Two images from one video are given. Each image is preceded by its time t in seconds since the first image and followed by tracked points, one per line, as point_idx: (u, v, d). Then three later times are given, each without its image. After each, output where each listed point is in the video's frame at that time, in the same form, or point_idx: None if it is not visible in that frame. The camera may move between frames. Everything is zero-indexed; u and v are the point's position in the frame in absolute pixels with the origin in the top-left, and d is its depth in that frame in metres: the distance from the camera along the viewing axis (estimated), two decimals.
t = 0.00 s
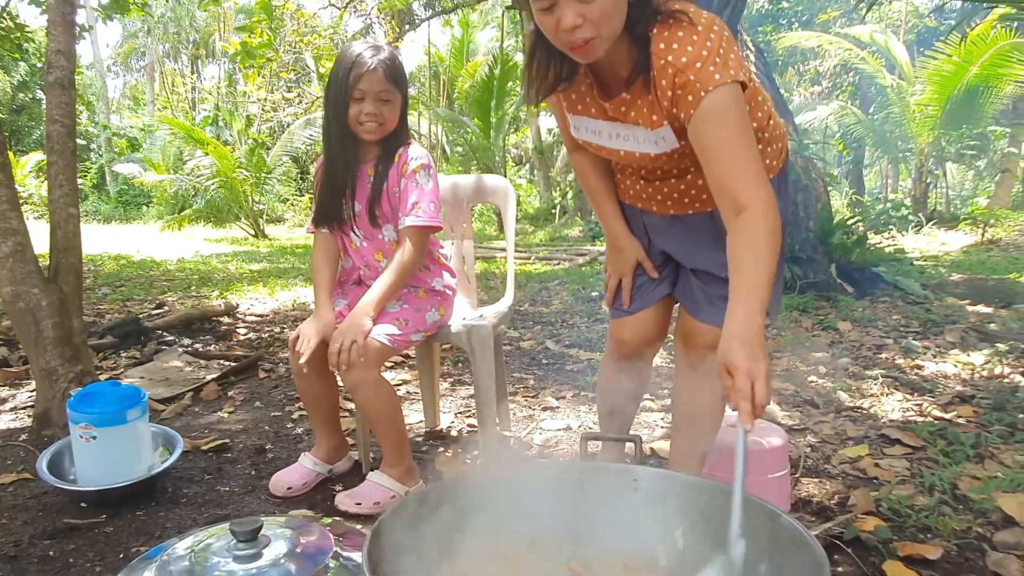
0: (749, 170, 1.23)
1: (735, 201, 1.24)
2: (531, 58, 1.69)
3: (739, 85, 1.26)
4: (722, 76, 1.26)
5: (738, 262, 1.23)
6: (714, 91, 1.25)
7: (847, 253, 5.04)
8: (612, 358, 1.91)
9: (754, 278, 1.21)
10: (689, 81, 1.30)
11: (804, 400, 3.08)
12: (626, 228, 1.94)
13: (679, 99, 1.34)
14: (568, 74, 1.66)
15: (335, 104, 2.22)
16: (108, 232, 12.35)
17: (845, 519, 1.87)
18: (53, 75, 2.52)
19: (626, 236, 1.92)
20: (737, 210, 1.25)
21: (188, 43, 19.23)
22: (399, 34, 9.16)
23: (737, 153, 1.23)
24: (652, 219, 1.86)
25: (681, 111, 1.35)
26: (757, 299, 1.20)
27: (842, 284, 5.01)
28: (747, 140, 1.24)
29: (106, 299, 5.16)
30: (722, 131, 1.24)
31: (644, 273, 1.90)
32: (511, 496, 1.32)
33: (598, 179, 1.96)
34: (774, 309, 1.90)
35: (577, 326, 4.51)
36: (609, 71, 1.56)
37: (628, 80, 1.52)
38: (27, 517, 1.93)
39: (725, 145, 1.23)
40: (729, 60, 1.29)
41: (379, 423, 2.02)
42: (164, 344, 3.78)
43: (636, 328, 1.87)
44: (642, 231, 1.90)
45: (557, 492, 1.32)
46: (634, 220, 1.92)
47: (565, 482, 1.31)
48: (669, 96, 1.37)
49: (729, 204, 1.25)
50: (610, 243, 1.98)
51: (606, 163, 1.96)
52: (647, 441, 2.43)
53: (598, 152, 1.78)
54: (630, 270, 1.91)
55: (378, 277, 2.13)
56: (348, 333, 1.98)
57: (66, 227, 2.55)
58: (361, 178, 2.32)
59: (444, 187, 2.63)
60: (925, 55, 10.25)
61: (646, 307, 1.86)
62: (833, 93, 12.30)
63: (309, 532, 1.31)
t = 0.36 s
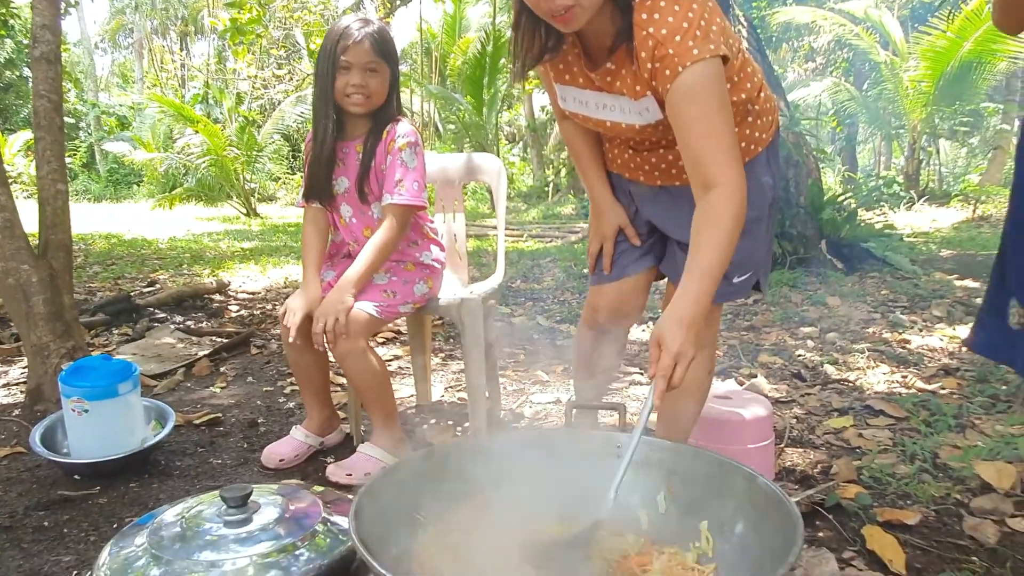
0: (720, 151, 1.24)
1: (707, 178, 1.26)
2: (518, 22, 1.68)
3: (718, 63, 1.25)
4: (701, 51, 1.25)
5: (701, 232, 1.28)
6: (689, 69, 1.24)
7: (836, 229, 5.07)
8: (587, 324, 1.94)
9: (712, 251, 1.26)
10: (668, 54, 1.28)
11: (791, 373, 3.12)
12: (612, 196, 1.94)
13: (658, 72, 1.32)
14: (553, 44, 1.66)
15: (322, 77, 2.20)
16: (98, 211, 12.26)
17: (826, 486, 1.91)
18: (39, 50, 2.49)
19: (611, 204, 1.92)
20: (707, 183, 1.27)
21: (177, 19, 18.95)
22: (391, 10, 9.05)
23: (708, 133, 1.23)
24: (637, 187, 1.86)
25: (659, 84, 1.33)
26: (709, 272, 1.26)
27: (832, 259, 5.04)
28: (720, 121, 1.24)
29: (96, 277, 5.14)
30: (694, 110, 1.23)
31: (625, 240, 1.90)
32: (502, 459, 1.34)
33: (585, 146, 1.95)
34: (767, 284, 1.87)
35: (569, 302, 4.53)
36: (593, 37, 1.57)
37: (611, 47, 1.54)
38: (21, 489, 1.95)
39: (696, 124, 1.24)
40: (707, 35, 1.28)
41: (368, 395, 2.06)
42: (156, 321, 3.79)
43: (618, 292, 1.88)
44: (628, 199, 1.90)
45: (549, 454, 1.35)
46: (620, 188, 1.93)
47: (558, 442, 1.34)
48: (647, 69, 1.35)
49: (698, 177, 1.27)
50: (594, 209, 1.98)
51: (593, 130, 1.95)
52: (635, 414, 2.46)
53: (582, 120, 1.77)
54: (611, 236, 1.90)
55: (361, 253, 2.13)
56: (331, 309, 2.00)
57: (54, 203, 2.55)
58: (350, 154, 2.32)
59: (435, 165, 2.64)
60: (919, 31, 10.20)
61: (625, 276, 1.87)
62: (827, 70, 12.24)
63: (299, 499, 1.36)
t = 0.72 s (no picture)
0: (665, 152, 1.18)
1: (649, 183, 1.20)
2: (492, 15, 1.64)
3: (672, 62, 1.21)
4: (652, 52, 1.22)
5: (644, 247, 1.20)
6: (640, 67, 1.21)
7: (830, 212, 5.07)
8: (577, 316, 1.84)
9: (658, 265, 1.18)
10: (621, 56, 1.25)
11: (783, 355, 3.14)
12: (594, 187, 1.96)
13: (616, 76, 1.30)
14: (526, 51, 1.66)
15: (315, 58, 2.20)
16: (92, 197, 12.19)
17: (814, 465, 1.93)
18: (27, 32, 2.47)
19: (593, 195, 1.94)
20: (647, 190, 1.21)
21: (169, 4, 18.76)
22: None
23: (655, 133, 1.18)
24: (618, 177, 1.88)
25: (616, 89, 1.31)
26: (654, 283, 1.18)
27: (825, 243, 5.05)
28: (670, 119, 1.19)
29: (90, 263, 5.13)
30: (645, 108, 1.19)
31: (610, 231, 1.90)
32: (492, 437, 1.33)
33: (565, 137, 1.94)
34: (734, 264, 1.84)
35: (562, 286, 4.54)
36: (566, 42, 1.56)
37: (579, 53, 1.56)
38: (15, 471, 1.97)
39: (644, 122, 1.19)
40: (664, 37, 1.25)
41: (359, 376, 2.08)
42: (150, 306, 3.79)
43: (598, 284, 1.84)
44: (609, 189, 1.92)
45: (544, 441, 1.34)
46: (602, 178, 1.94)
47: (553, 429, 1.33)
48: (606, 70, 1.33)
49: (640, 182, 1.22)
50: (578, 200, 2.00)
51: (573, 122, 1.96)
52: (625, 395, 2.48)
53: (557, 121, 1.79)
54: (597, 226, 1.91)
55: (350, 233, 2.12)
56: (320, 291, 1.99)
57: (45, 186, 2.55)
58: (342, 136, 2.32)
59: (427, 148, 2.64)
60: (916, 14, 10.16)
61: (611, 262, 1.85)
62: (823, 53, 12.19)
63: (288, 476, 1.42)
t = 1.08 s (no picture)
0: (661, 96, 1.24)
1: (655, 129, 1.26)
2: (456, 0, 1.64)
3: (649, 19, 1.27)
4: (629, 10, 1.27)
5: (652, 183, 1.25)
6: (620, 28, 1.26)
7: (823, 202, 5.08)
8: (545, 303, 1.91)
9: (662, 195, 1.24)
10: (599, 19, 1.31)
11: (774, 343, 3.16)
12: (554, 170, 1.96)
13: (591, 39, 1.36)
14: (489, 17, 1.64)
15: (312, 48, 2.20)
16: (86, 188, 12.13)
17: (800, 450, 1.96)
18: (17, 22, 2.45)
19: (552, 178, 1.94)
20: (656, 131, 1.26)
21: None
22: None
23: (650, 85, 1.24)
24: (577, 158, 1.89)
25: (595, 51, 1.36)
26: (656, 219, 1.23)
27: (818, 232, 5.07)
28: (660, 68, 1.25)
29: (84, 253, 5.12)
30: (633, 64, 1.25)
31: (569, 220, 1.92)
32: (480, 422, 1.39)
33: (523, 122, 1.96)
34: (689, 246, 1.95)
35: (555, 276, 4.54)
36: (530, 12, 1.59)
37: (547, 20, 1.57)
38: (9, 458, 1.98)
39: (640, 77, 1.24)
40: None
41: (354, 363, 2.09)
42: (144, 296, 3.79)
43: (566, 266, 1.89)
44: (569, 171, 1.93)
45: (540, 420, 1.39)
46: (559, 161, 1.95)
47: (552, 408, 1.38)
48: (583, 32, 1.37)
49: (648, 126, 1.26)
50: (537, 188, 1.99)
51: (531, 106, 1.96)
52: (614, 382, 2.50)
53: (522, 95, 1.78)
54: (556, 215, 1.92)
55: (346, 221, 2.11)
56: (317, 278, 1.99)
57: (37, 175, 2.55)
58: (339, 124, 2.33)
59: (419, 137, 2.65)
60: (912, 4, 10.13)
61: (573, 249, 1.89)
62: (820, 42, 12.13)
63: (277, 460, 1.46)
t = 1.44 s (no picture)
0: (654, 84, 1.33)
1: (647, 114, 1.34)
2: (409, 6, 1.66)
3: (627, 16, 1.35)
4: (611, 8, 1.34)
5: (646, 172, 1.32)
6: (607, 24, 1.34)
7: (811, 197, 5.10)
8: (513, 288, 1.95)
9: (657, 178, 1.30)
10: (582, 17, 1.38)
11: (760, 337, 3.19)
12: (511, 165, 1.97)
13: (574, 36, 1.43)
14: (449, 10, 1.63)
15: (302, 42, 2.22)
16: (76, 183, 12.06)
17: (781, 442, 1.99)
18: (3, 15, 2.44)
19: (509, 174, 1.94)
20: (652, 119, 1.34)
21: None
22: None
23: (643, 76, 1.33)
24: (534, 153, 1.91)
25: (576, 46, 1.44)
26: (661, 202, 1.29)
27: (806, 227, 5.09)
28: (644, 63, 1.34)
29: (73, 248, 5.10)
30: (623, 59, 1.34)
31: (530, 212, 1.95)
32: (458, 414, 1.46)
33: (479, 118, 1.96)
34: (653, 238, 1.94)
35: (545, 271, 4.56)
36: (497, 7, 1.61)
37: (515, 16, 1.58)
38: None
39: (630, 68, 1.34)
40: None
41: (342, 356, 2.11)
42: (134, 290, 3.80)
43: (531, 254, 1.93)
44: (526, 166, 1.94)
45: (518, 413, 1.45)
46: (515, 156, 1.96)
47: (527, 399, 1.43)
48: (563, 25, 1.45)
49: (639, 114, 1.36)
50: (494, 184, 1.99)
51: (488, 102, 1.97)
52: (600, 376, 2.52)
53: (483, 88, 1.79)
54: (516, 208, 1.94)
55: (333, 215, 2.12)
56: (306, 271, 2.00)
57: (24, 170, 2.56)
58: (327, 119, 2.33)
59: (407, 132, 2.65)
60: None
61: (534, 241, 1.93)
62: (812, 39, 12.15)
63: (261, 452, 1.48)
